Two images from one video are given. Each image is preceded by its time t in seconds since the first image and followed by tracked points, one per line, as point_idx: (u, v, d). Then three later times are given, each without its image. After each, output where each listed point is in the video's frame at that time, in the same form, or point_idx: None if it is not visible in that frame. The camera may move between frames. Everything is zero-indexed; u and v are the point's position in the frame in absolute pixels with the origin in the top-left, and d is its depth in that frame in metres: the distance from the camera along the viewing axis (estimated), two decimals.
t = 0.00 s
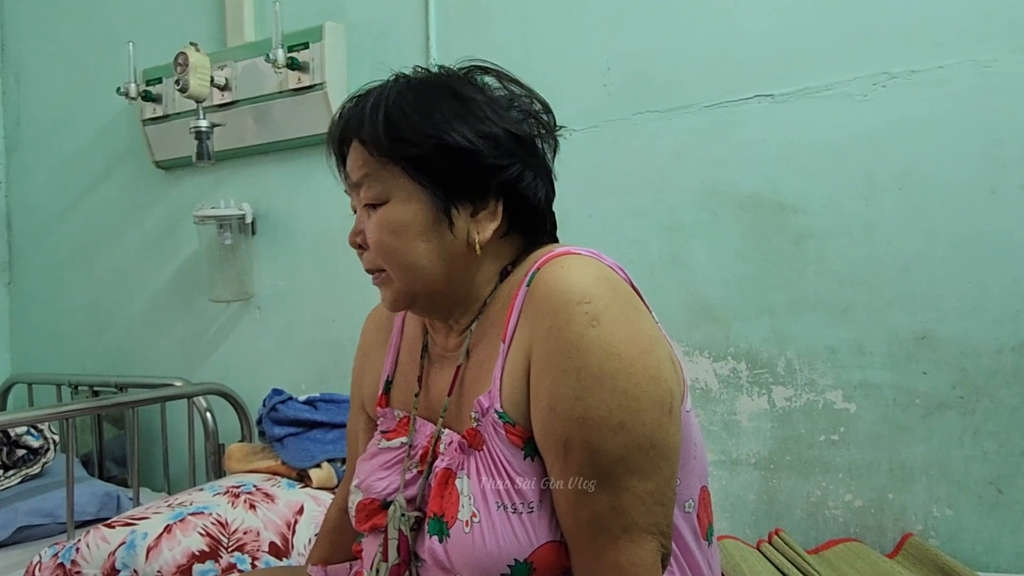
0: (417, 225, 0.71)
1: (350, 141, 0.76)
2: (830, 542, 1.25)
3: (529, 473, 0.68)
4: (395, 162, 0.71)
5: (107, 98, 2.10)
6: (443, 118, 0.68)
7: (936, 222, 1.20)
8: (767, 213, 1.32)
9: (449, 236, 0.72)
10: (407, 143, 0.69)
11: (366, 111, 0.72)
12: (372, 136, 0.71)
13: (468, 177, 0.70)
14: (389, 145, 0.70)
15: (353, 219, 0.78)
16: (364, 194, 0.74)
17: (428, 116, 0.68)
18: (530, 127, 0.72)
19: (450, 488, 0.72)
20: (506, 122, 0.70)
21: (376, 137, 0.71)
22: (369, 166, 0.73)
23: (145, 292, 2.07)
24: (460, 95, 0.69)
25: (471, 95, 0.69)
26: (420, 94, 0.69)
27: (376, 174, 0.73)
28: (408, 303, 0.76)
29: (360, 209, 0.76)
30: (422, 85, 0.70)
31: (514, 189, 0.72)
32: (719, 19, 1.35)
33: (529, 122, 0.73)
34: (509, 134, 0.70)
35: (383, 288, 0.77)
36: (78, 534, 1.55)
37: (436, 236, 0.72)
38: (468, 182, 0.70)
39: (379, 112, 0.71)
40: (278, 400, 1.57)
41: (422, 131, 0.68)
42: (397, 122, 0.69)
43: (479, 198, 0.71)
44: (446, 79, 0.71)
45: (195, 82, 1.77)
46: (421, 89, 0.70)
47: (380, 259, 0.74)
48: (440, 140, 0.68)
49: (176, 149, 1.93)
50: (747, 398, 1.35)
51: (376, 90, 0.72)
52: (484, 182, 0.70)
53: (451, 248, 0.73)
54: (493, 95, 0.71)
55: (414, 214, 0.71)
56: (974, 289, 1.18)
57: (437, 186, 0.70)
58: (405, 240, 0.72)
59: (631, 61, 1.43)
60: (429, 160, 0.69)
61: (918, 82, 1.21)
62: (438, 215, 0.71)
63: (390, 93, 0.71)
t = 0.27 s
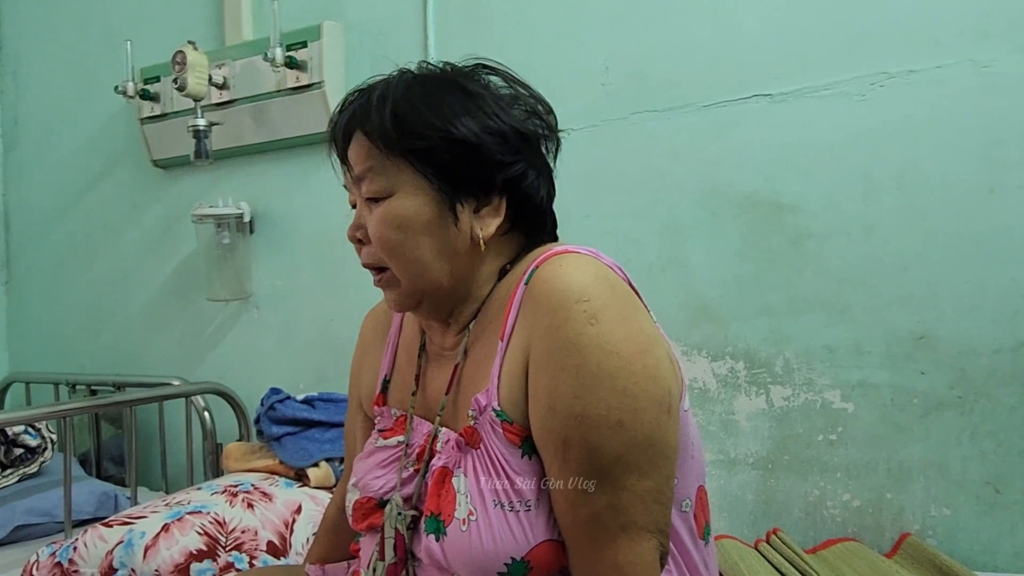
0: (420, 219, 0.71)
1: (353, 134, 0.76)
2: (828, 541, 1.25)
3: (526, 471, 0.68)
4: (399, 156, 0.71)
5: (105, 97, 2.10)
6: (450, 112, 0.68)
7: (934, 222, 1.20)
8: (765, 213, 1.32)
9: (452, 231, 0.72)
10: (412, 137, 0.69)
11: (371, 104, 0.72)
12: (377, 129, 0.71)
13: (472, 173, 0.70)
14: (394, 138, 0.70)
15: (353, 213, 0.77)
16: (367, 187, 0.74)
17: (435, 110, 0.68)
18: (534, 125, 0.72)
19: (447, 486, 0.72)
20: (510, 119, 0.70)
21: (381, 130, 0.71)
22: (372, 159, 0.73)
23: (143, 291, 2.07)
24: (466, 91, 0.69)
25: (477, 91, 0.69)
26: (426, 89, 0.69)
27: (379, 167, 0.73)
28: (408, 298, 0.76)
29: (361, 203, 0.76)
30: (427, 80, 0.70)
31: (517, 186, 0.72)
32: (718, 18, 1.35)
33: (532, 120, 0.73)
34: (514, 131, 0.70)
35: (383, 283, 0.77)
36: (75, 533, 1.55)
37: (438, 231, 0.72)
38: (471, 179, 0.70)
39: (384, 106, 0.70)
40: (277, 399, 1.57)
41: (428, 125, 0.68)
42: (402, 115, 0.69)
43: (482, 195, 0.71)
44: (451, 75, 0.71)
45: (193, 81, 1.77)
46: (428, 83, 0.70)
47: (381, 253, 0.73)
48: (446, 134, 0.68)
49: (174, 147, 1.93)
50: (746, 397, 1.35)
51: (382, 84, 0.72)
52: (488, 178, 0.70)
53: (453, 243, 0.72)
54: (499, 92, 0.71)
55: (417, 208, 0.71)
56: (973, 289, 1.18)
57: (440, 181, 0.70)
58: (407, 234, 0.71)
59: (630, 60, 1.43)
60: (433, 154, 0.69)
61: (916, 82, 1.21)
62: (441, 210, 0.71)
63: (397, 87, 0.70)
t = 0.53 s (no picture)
0: (418, 218, 0.71)
1: (350, 133, 0.75)
2: (827, 540, 1.25)
3: (526, 470, 0.68)
4: (397, 155, 0.70)
5: (103, 95, 2.09)
6: (447, 111, 0.68)
7: (933, 222, 1.20)
8: (765, 212, 1.32)
9: (450, 230, 0.72)
10: (410, 135, 0.69)
11: (368, 103, 0.72)
12: (374, 128, 0.71)
13: (470, 171, 0.70)
14: (391, 137, 0.70)
15: (351, 212, 0.77)
16: (364, 186, 0.74)
17: (432, 109, 0.68)
18: (532, 123, 0.72)
19: (448, 485, 0.72)
20: (508, 118, 0.70)
21: (378, 129, 0.70)
22: (370, 158, 0.73)
23: (141, 289, 2.07)
24: (463, 90, 0.69)
25: (474, 89, 0.69)
26: (423, 87, 0.69)
27: (376, 165, 0.72)
28: (406, 297, 0.76)
29: (358, 202, 0.75)
30: (425, 79, 0.70)
31: (515, 185, 0.72)
32: (718, 16, 1.35)
33: (530, 118, 0.73)
34: (511, 129, 0.70)
35: (381, 282, 0.77)
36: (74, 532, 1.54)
37: (437, 230, 0.72)
38: (469, 177, 0.70)
39: (381, 104, 0.70)
40: (276, 398, 1.57)
41: (426, 124, 0.68)
42: (400, 114, 0.69)
43: (480, 193, 0.71)
44: (449, 74, 0.71)
45: (191, 79, 1.77)
46: (424, 82, 0.70)
47: (379, 252, 0.73)
48: (444, 133, 0.68)
49: (173, 146, 1.93)
50: (745, 396, 1.35)
51: (379, 83, 0.72)
52: (486, 176, 0.70)
53: (451, 241, 0.72)
54: (496, 90, 0.71)
55: (415, 206, 0.71)
56: (972, 288, 1.18)
57: (439, 179, 0.70)
58: (405, 233, 0.71)
59: (629, 59, 1.43)
60: (431, 153, 0.69)
61: (915, 81, 1.21)
62: (440, 209, 0.71)
63: (394, 86, 0.70)
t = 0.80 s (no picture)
0: (418, 218, 0.71)
1: (350, 134, 0.75)
2: (827, 540, 1.25)
3: (528, 469, 0.68)
4: (397, 155, 0.71)
5: (104, 95, 2.09)
6: (447, 111, 0.68)
7: (933, 222, 1.21)
8: (765, 212, 1.32)
9: (450, 230, 0.72)
10: (410, 136, 0.69)
11: (368, 104, 0.72)
12: (374, 128, 0.71)
13: (470, 171, 0.70)
14: (390, 137, 0.70)
15: (351, 212, 0.77)
16: (364, 186, 0.74)
17: (432, 109, 0.68)
18: (531, 124, 0.73)
19: (449, 484, 0.72)
20: (508, 118, 0.70)
21: (378, 130, 0.71)
22: (369, 158, 0.73)
23: (141, 289, 2.07)
24: (463, 90, 0.69)
25: (474, 90, 0.70)
26: (423, 87, 0.69)
27: (376, 166, 0.72)
28: (407, 297, 0.76)
29: (359, 202, 0.75)
30: (424, 79, 0.70)
31: (514, 185, 0.73)
32: (718, 17, 1.35)
33: (529, 118, 0.73)
34: (511, 129, 0.70)
35: (381, 282, 0.77)
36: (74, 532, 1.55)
37: (437, 229, 0.72)
38: (470, 177, 0.70)
39: (381, 105, 0.70)
40: (276, 398, 1.57)
41: (426, 124, 0.68)
42: (400, 114, 0.69)
43: (480, 192, 0.72)
44: (448, 74, 0.71)
45: (191, 79, 1.77)
46: (424, 82, 0.70)
47: (379, 252, 0.73)
48: (444, 133, 0.68)
49: (173, 146, 1.93)
50: (745, 396, 1.35)
51: (378, 83, 0.72)
52: (486, 176, 0.70)
53: (452, 241, 0.73)
54: (495, 91, 0.71)
55: (415, 207, 0.71)
56: (972, 288, 1.19)
57: (439, 179, 0.70)
58: (406, 233, 0.71)
59: (629, 59, 1.43)
60: (432, 153, 0.69)
61: (915, 82, 1.21)
62: (440, 209, 0.71)
63: (394, 86, 0.70)
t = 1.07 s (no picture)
0: (421, 217, 0.71)
1: (352, 133, 0.75)
2: (827, 539, 1.25)
3: (530, 467, 0.68)
4: (399, 155, 0.71)
5: (103, 95, 2.09)
6: (449, 111, 0.68)
7: (933, 221, 1.21)
8: (765, 211, 1.32)
9: (453, 229, 0.72)
10: (412, 135, 0.69)
11: (369, 104, 0.72)
12: (376, 128, 0.71)
13: (472, 170, 0.70)
14: (392, 137, 0.70)
15: (354, 212, 0.77)
16: (366, 186, 0.74)
17: (434, 108, 0.68)
18: (532, 123, 0.73)
19: (452, 482, 0.72)
20: (509, 117, 0.70)
21: (380, 129, 0.71)
22: (372, 158, 0.73)
23: (141, 289, 2.07)
24: (464, 89, 0.69)
25: (475, 89, 0.70)
26: (425, 87, 0.70)
27: (378, 166, 0.72)
28: (409, 297, 0.76)
29: (361, 201, 0.75)
30: (426, 79, 0.70)
31: (516, 184, 0.73)
32: (718, 15, 1.35)
33: (530, 118, 0.73)
34: (513, 128, 0.70)
35: (384, 281, 0.77)
36: (75, 531, 1.55)
37: (440, 228, 0.72)
38: (472, 176, 0.70)
39: (383, 105, 0.70)
40: (276, 397, 1.58)
41: (428, 124, 0.68)
42: (402, 113, 0.69)
43: (483, 192, 0.72)
44: (450, 74, 0.71)
45: (191, 79, 1.77)
46: (425, 82, 0.70)
47: (382, 251, 0.73)
48: (446, 132, 0.68)
49: (173, 146, 1.93)
50: (745, 395, 1.35)
51: (380, 83, 0.72)
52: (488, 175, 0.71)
53: (454, 240, 0.73)
54: (497, 90, 0.71)
55: (418, 206, 0.71)
56: (972, 287, 1.19)
57: (441, 179, 0.70)
58: (408, 232, 0.71)
59: (629, 58, 1.43)
60: (434, 153, 0.69)
61: (915, 81, 1.21)
62: (442, 208, 0.71)
63: (395, 86, 0.70)
